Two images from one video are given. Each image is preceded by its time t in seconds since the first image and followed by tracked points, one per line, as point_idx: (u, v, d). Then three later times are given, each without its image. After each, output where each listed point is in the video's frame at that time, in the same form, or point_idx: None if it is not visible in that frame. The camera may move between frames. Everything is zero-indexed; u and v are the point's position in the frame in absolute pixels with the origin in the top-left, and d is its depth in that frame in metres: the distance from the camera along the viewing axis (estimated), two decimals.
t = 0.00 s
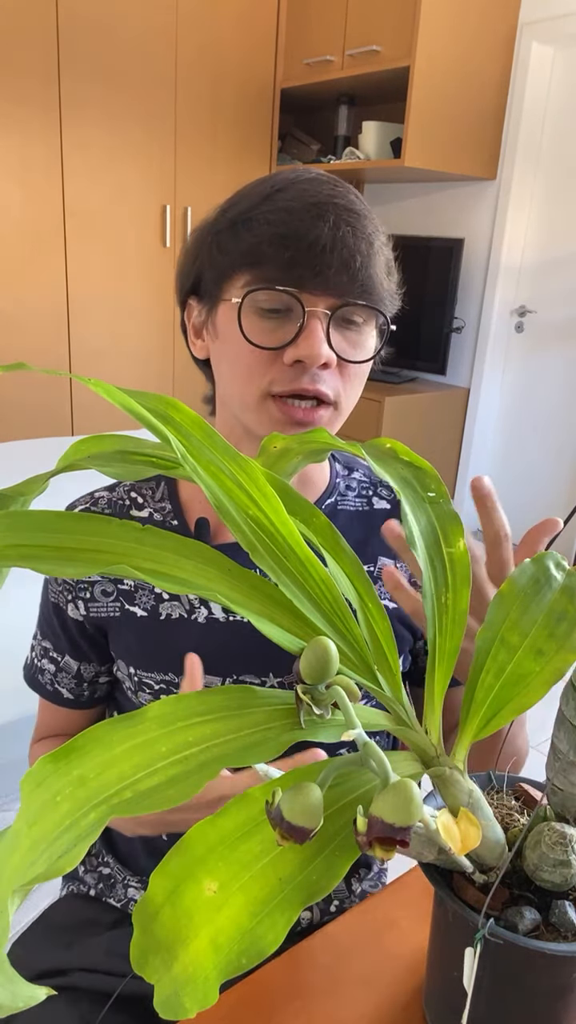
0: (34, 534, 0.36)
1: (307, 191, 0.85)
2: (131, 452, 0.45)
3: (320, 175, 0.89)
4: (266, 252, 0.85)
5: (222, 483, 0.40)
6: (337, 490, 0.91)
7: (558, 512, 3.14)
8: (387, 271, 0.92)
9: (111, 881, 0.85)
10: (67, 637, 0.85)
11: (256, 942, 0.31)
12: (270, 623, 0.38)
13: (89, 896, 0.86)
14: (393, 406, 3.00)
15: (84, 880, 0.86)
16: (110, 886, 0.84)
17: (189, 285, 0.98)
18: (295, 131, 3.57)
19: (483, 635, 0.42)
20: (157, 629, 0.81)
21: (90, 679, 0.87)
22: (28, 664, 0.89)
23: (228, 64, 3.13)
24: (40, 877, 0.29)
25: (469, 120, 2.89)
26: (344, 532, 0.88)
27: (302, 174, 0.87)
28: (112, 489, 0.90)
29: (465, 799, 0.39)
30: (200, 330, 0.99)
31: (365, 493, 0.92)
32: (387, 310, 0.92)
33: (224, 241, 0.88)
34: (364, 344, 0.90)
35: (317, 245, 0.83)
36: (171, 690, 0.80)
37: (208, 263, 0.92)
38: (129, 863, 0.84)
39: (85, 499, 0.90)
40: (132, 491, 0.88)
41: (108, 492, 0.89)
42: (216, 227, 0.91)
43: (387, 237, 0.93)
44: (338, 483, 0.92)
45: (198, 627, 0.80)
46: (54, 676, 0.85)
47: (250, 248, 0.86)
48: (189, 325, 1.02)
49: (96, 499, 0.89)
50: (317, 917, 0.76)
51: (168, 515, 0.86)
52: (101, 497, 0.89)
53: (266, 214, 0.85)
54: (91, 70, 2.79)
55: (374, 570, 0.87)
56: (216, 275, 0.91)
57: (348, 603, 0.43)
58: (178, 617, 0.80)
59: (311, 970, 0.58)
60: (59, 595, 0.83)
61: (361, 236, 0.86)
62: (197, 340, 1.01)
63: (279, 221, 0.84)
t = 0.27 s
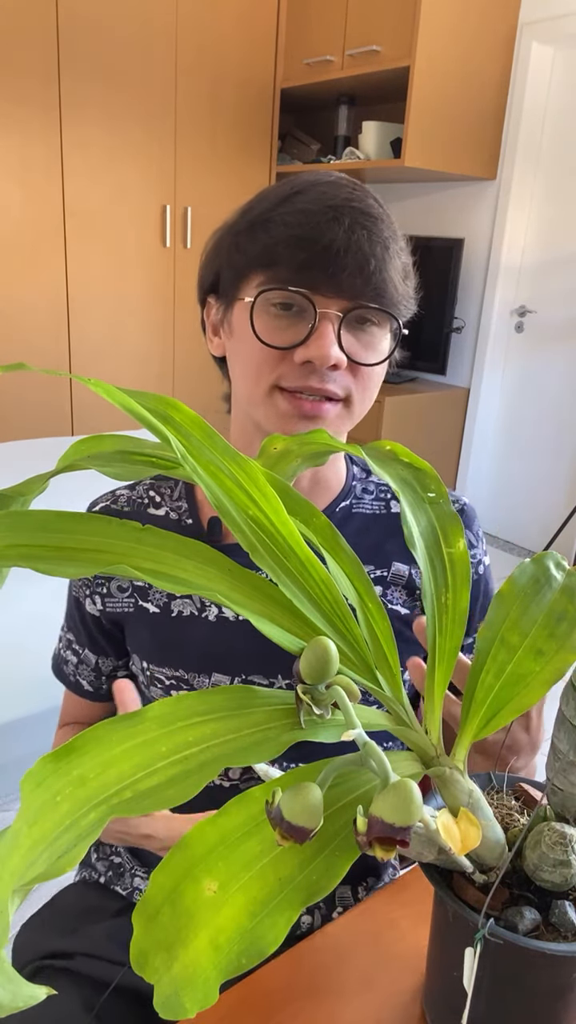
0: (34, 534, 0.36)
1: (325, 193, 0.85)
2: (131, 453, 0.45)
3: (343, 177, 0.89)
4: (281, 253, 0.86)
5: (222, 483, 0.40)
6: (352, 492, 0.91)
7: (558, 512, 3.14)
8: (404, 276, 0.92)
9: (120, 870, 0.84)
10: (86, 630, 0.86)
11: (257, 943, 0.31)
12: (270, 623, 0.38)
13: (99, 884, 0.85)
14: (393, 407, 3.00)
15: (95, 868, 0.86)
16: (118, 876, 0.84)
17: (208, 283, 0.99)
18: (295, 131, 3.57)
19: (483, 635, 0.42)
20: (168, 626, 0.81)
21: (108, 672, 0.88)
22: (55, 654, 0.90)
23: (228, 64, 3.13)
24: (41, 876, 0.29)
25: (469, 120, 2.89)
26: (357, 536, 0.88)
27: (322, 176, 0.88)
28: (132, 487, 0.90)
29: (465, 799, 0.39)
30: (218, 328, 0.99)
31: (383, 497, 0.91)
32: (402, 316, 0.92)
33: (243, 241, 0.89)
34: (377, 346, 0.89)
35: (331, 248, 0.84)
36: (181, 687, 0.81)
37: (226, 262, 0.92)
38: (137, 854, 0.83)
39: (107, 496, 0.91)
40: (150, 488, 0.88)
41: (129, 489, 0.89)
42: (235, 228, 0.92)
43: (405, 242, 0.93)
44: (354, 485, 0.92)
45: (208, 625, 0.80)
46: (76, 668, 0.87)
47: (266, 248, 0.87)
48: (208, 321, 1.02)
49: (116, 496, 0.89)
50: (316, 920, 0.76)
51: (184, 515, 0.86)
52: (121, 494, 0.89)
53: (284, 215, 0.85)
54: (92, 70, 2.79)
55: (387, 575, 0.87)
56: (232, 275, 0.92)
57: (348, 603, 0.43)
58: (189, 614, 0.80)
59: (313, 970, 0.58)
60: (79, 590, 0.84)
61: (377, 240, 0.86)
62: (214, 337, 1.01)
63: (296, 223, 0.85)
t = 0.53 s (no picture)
0: (35, 534, 0.36)
1: (344, 194, 0.86)
2: (131, 452, 0.45)
3: (361, 180, 0.89)
4: (298, 253, 0.86)
5: (221, 482, 0.40)
6: (363, 492, 0.91)
7: (558, 512, 3.14)
8: (420, 280, 0.92)
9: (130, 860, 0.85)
10: (103, 624, 0.86)
11: (257, 942, 0.31)
12: (270, 623, 0.38)
13: (109, 875, 0.86)
14: (393, 407, 3.00)
15: (108, 857, 0.87)
16: (128, 865, 0.85)
17: (224, 282, 0.99)
18: (295, 131, 3.57)
19: (483, 636, 0.42)
20: (176, 623, 0.81)
21: (125, 667, 0.88)
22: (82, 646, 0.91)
23: (228, 64, 3.13)
24: (41, 876, 0.29)
25: (469, 120, 2.89)
26: (367, 536, 0.88)
27: (341, 179, 0.88)
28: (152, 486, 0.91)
29: (466, 799, 0.39)
30: (232, 327, 1.00)
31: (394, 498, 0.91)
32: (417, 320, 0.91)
33: (259, 241, 0.90)
34: (391, 349, 0.88)
35: (348, 249, 0.84)
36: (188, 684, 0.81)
37: (242, 262, 0.93)
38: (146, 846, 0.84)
39: (125, 495, 0.91)
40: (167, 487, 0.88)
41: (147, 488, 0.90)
42: (253, 228, 0.92)
43: (422, 247, 0.93)
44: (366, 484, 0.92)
45: (214, 621, 0.80)
46: (97, 660, 0.88)
47: (282, 249, 0.87)
48: (222, 320, 1.02)
49: (134, 495, 0.90)
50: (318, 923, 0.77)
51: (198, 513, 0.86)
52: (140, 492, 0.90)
53: (302, 216, 0.86)
54: (92, 70, 2.79)
55: (395, 578, 0.87)
56: (248, 275, 0.92)
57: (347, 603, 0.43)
58: (197, 612, 0.80)
59: (313, 969, 0.58)
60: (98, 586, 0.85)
61: (394, 242, 0.86)
62: (228, 336, 1.02)
63: (313, 224, 0.85)
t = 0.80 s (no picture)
0: (36, 534, 0.36)
1: (348, 195, 0.86)
2: (131, 453, 0.45)
3: (366, 184, 0.90)
4: (301, 250, 0.86)
5: (221, 482, 0.40)
6: (363, 489, 0.91)
7: (558, 512, 3.14)
8: (420, 285, 0.91)
9: (138, 857, 0.84)
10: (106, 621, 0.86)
11: (257, 942, 0.31)
12: (270, 623, 0.38)
13: (117, 870, 0.86)
14: (393, 407, 2.99)
15: (116, 854, 0.86)
16: (135, 862, 0.84)
17: (228, 281, 1.00)
18: (295, 131, 3.57)
19: (483, 636, 0.42)
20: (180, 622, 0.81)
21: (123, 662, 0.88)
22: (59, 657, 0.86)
23: (228, 64, 3.13)
24: (41, 876, 0.29)
25: (469, 120, 2.89)
26: (367, 534, 0.89)
27: (346, 182, 0.89)
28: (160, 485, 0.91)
29: (465, 799, 0.39)
30: (234, 324, 1.00)
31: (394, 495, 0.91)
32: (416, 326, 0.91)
33: (264, 239, 0.90)
34: (389, 349, 0.87)
35: (349, 248, 0.84)
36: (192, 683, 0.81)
37: (246, 261, 0.93)
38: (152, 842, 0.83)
39: (134, 492, 0.91)
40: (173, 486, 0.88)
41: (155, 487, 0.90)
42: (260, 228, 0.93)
43: (423, 254, 0.93)
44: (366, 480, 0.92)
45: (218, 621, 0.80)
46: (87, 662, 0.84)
47: (285, 247, 0.87)
48: (224, 320, 1.02)
49: (143, 491, 0.90)
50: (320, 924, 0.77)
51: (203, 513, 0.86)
52: (148, 490, 0.90)
53: (306, 215, 0.86)
54: (92, 69, 2.79)
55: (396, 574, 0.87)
56: (251, 272, 0.92)
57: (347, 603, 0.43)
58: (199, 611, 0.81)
59: (314, 968, 0.58)
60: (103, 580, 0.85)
61: (396, 244, 0.86)
62: (230, 335, 1.02)
63: (317, 222, 0.85)
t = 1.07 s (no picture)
0: (37, 534, 0.36)
1: (344, 190, 0.86)
2: (131, 452, 0.45)
3: (361, 178, 0.89)
4: (297, 246, 0.86)
5: (222, 483, 0.40)
6: (358, 487, 0.90)
7: (558, 512, 3.14)
8: (417, 279, 0.92)
9: (138, 862, 0.84)
10: (96, 626, 0.86)
11: (257, 942, 0.31)
12: (270, 624, 0.38)
13: (116, 877, 0.85)
14: (393, 407, 2.99)
15: (115, 859, 0.86)
16: (135, 867, 0.84)
17: (223, 278, 0.99)
18: (294, 131, 3.57)
19: (483, 636, 0.42)
20: (176, 623, 0.81)
21: (112, 667, 0.88)
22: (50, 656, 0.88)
23: (228, 63, 3.13)
24: (40, 876, 0.29)
25: (469, 119, 2.89)
26: (364, 531, 0.88)
27: (341, 176, 0.89)
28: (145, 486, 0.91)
29: (465, 799, 0.39)
30: (230, 322, 1.00)
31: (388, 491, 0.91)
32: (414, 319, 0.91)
33: (259, 235, 0.90)
34: (387, 345, 0.88)
35: (346, 243, 0.84)
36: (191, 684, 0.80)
37: (242, 257, 0.93)
38: (152, 847, 0.83)
39: (119, 494, 0.91)
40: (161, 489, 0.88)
41: (141, 488, 0.90)
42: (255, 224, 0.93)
43: (419, 247, 0.93)
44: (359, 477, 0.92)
45: (214, 622, 0.80)
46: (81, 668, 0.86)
47: (281, 242, 0.87)
48: (220, 317, 1.03)
49: (128, 494, 0.90)
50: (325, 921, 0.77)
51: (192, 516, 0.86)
52: (133, 492, 0.90)
53: (303, 210, 0.86)
54: (92, 69, 2.79)
55: (394, 570, 0.87)
56: (247, 268, 0.92)
57: (347, 603, 0.43)
58: (197, 612, 0.80)
59: (313, 968, 0.58)
60: (87, 585, 0.84)
61: (392, 239, 0.86)
62: (225, 332, 1.02)
63: (313, 218, 0.85)
